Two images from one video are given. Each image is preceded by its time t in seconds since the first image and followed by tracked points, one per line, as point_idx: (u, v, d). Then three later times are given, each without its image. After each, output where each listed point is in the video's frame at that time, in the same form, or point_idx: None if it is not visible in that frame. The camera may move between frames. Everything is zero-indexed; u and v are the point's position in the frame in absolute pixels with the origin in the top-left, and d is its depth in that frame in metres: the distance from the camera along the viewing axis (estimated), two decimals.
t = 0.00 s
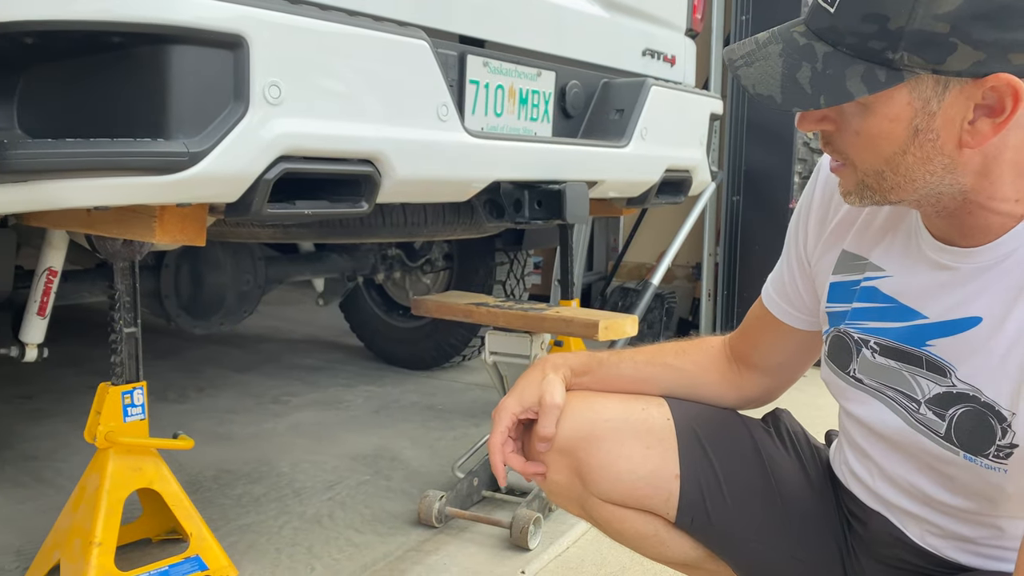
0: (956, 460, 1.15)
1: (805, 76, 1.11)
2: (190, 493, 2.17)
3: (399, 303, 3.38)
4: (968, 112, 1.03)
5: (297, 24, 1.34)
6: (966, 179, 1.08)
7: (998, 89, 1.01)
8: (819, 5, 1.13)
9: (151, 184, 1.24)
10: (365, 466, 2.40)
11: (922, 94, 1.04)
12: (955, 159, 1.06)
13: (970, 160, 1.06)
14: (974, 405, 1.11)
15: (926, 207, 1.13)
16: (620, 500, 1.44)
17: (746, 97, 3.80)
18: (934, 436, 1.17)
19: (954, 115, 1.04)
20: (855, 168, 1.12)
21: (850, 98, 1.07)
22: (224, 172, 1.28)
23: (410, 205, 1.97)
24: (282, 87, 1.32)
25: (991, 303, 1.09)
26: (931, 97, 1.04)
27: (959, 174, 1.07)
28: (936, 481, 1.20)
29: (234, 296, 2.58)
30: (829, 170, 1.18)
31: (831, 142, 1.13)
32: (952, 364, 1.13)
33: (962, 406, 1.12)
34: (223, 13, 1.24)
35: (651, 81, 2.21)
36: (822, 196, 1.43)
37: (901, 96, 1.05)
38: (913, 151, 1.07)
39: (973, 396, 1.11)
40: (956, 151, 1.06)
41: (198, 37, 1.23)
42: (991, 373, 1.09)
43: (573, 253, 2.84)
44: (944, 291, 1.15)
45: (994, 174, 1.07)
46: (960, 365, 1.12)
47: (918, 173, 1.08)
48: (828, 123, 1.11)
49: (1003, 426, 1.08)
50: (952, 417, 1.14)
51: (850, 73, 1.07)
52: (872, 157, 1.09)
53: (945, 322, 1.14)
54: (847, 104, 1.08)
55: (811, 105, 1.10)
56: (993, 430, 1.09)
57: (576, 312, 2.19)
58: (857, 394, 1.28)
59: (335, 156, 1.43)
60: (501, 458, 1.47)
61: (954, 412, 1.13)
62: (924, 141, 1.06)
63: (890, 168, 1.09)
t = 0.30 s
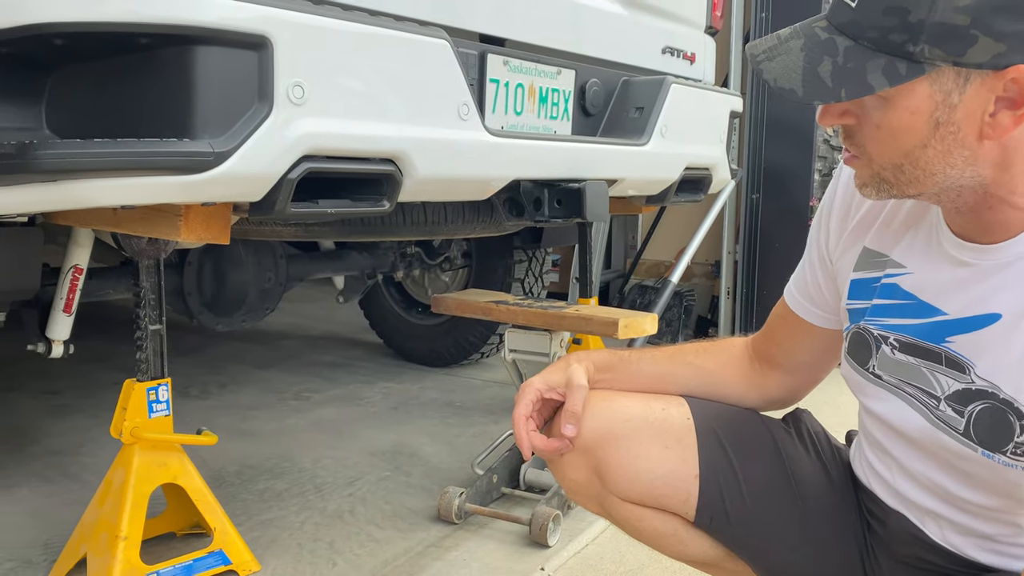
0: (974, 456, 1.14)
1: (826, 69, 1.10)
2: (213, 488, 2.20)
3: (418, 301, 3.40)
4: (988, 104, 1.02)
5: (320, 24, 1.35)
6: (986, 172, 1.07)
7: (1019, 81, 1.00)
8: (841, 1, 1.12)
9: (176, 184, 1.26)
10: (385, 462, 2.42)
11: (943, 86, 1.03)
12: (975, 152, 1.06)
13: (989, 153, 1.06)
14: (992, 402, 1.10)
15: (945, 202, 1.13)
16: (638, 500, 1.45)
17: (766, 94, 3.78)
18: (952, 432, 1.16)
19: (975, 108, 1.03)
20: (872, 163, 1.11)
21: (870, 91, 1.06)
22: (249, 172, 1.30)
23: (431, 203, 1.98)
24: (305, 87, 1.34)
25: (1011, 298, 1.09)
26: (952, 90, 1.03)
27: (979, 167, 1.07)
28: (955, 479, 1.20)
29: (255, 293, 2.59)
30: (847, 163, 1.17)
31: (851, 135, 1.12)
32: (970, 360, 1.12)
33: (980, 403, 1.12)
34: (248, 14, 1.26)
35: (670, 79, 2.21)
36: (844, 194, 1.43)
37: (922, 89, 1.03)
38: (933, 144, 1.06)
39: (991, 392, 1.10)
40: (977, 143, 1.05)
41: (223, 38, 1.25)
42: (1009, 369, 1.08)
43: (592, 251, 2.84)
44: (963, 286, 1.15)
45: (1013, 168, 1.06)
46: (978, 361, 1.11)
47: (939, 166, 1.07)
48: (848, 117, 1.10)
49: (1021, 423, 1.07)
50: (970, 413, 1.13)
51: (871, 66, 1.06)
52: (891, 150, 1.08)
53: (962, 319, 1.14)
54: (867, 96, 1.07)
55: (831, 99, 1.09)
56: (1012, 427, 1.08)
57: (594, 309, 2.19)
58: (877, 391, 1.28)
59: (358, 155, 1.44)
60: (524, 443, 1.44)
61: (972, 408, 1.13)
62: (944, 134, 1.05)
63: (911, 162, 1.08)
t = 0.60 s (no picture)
0: (993, 452, 1.13)
1: (834, 75, 1.09)
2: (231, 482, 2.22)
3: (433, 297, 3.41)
4: (999, 106, 1.00)
5: (338, 22, 1.36)
6: (999, 175, 1.05)
7: None
8: (847, 6, 1.11)
9: (198, 180, 1.27)
10: (401, 457, 2.43)
11: (953, 89, 1.01)
12: (988, 155, 1.03)
13: (1002, 155, 1.03)
14: (1001, 395, 1.09)
15: (958, 205, 1.11)
16: (657, 491, 1.46)
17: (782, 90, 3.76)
18: (967, 428, 1.15)
19: (985, 111, 1.01)
20: (885, 167, 1.09)
21: (881, 96, 1.04)
22: (267, 168, 1.31)
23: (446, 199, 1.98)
24: (322, 84, 1.35)
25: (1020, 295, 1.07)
26: (961, 93, 1.00)
27: (992, 170, 1.05)
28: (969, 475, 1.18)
29: (272, 289, 2.62)
30: (858, 169, 1.15)
31: (861, 140, 1.10)
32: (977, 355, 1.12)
33: (991, 397, 1.10)
34: (266, 11, 1.27)
35: (687, 74, 2.20)
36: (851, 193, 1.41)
37: (932, 92, 1.01)
38: (945, 148, 1.03)
39: (998, 385, 1.09)
40: (989, 146, 1.03)
41: (241, 35, 1.26)
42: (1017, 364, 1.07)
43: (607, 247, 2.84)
44: (973, 288, 1.13)
45: None
46: (986, 356, 1.11)
47: (951, 170, 1.05)
48: (856, 123, 1.09)
49: None
50: (982, 408, 1.12)
51: (880, 72, 1.04)
52: (903, 155, 1.06)
53: (970, 313, 1.13)
54: (876, 102, 1.05)
55: (840, 105, 1.07)
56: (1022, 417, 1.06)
57: (610, 306, 2.19)
58: (889, 393, 1.27)
59: (375, 151, 1.45)
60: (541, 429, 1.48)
61: (983, 403, 1.12)
62: (956, 137, 1.02)
63: (922, 165, 1.05)
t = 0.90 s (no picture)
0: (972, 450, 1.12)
1: (822, 92, 1.07)
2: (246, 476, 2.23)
3: (446, 293, 3.43)
4: (985, 120, 1.00)
5: (353, 20, 1.37)
6: (987, 184, 1.05)
7: (1016, 96, 0.97)
8: (832, 20, 1.09)
9: (213, 177, 1.28)
10: (414, 452, 2.45)
11: (940, 104, 1.00)
12: (976, 165, 1.03)
13: (990, 165, 1.03)
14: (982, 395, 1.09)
15: (948, 209, 1.11)
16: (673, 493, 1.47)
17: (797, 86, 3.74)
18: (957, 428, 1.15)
19: (972, 124, 1.00)
20: (876, 176, 1.07)
21: (868, 112, 1.02)
22: (281, 165, 1.32)
23: (459, 196, 1.99)
24: (337, 82, 1.36)
25: (1002, 297, 1.07)
26: (948, 107, 1.00)
27: (980, 179, 1.04)
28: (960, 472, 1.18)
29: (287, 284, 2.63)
30: (850, 177, 1.13)
31: (851, 149, 1.09)
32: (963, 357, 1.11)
33: (971, 396, 1.10)
34: (281, 8, 1.28)
35: (700, 70, 2.20)
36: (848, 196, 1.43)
37: (919, 107, 1.00)
38: (933, 160, 1.03)
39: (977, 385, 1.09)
40: (976, 157, 1.03)
41: (256, 32, 1.27)
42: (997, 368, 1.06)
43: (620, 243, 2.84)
44: (963, 289, 1.13)
45: (1013, 178, 1.05)
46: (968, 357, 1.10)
47: (939, 181, 1.04)
48: (846, 133, 1.07)
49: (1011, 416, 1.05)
50: (963, 406, 1.12)
51: (867, 88, 1.03)
52: (893, 165, 1.05)
53: (957, 313, 1.13)
54: (864, 116, 1.03)
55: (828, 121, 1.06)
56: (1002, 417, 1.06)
57: (621, 302, 2.19)
58: (887, 390, 1.27)
59: (391, 148, 1.46)
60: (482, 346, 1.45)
61: (964, 401, 1.12)
62: (944, 149, 1.02)
63: (912, 176, 1.04)
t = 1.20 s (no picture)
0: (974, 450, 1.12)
1: (823, 108, 1.07)
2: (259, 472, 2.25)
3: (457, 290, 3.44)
4: (987, 131, 1.00)
5: (365, 19, 1.38)
6: (988, 194, 1.05)
7: (1017, 108, 0.98)
8: (831, 34, 1.08)
9: (226, 175, 1.29)
10: (425, 448, 2.46)
11: (941, 117, 0.99)
12: (977, 176, 1.03)
13: (992, 175, 1.03)
14: (983, 400, 1.08)
15: (949, 220, 1.11)
16: (687, 488, 1.47)
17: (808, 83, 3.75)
18: (956, 430, 1.15)
19: (974, 135, 1.00)
20: (879, 188, 1.08)
21: (869, 126, 1.03)
22: (294, 164, 1.33)
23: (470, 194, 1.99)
24: (349, 80, 1.36)
25: (1001, 303, 1.07)
26: (949, 119, 0.99)
27: (982, 190, 1.05)
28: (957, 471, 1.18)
29: (299, 282, 2.66)
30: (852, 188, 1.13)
31: (853, 161, 1.09)
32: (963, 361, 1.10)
33: (972, 402, 1.10)
34: (293, 8, 1.29)
35: (711, 67, 2.20)
36: (845, 200, 1.42)
37: (921, 120, 1.00)
38: (936, 171, 1.03)
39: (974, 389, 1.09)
40: (978, 168, 1.03)
41: (270, 32, 1.28)
42: (994, 374, 1.06)
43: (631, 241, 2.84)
44: (960, 295, 1.13)
45: (1014, 188, 1.05)
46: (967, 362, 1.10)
47: (942, 191, 1.04)
48: (847, 145, 1.07)
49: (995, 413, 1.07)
50: (965, 412, 1.11)
51: (868, 102, 1.02)
52: (895, 177, 1.05)
53: (955, 318, 1.13)
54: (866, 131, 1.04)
55: (830, 136, 1.06)
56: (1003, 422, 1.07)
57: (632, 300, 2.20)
58: (887, 393, 1.27)
59: (402, 147, 1.47)
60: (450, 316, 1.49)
61: (967, 407, 1.11)
62: (946, 160, 1.01)
63: (914, 187, 1.04)
